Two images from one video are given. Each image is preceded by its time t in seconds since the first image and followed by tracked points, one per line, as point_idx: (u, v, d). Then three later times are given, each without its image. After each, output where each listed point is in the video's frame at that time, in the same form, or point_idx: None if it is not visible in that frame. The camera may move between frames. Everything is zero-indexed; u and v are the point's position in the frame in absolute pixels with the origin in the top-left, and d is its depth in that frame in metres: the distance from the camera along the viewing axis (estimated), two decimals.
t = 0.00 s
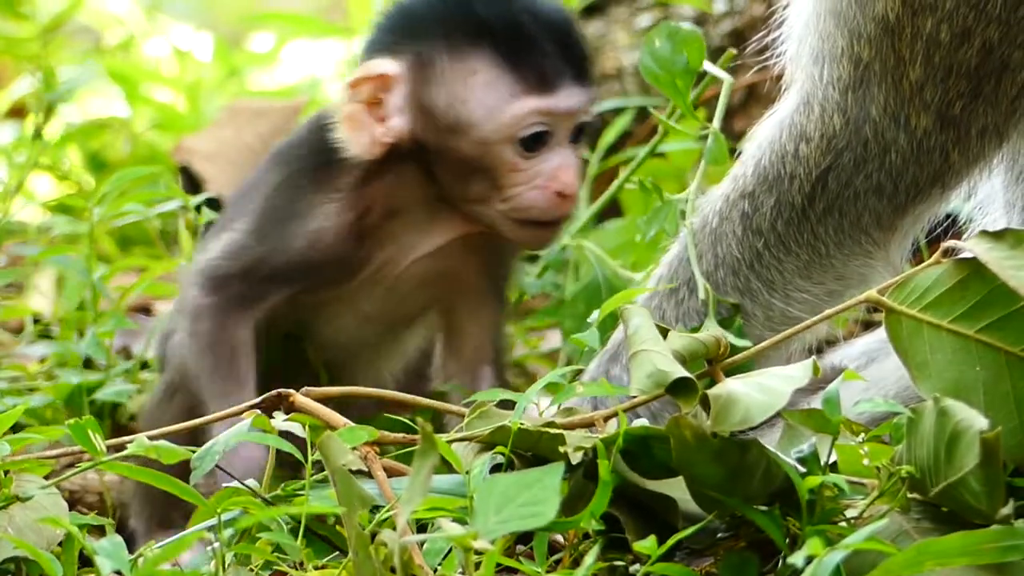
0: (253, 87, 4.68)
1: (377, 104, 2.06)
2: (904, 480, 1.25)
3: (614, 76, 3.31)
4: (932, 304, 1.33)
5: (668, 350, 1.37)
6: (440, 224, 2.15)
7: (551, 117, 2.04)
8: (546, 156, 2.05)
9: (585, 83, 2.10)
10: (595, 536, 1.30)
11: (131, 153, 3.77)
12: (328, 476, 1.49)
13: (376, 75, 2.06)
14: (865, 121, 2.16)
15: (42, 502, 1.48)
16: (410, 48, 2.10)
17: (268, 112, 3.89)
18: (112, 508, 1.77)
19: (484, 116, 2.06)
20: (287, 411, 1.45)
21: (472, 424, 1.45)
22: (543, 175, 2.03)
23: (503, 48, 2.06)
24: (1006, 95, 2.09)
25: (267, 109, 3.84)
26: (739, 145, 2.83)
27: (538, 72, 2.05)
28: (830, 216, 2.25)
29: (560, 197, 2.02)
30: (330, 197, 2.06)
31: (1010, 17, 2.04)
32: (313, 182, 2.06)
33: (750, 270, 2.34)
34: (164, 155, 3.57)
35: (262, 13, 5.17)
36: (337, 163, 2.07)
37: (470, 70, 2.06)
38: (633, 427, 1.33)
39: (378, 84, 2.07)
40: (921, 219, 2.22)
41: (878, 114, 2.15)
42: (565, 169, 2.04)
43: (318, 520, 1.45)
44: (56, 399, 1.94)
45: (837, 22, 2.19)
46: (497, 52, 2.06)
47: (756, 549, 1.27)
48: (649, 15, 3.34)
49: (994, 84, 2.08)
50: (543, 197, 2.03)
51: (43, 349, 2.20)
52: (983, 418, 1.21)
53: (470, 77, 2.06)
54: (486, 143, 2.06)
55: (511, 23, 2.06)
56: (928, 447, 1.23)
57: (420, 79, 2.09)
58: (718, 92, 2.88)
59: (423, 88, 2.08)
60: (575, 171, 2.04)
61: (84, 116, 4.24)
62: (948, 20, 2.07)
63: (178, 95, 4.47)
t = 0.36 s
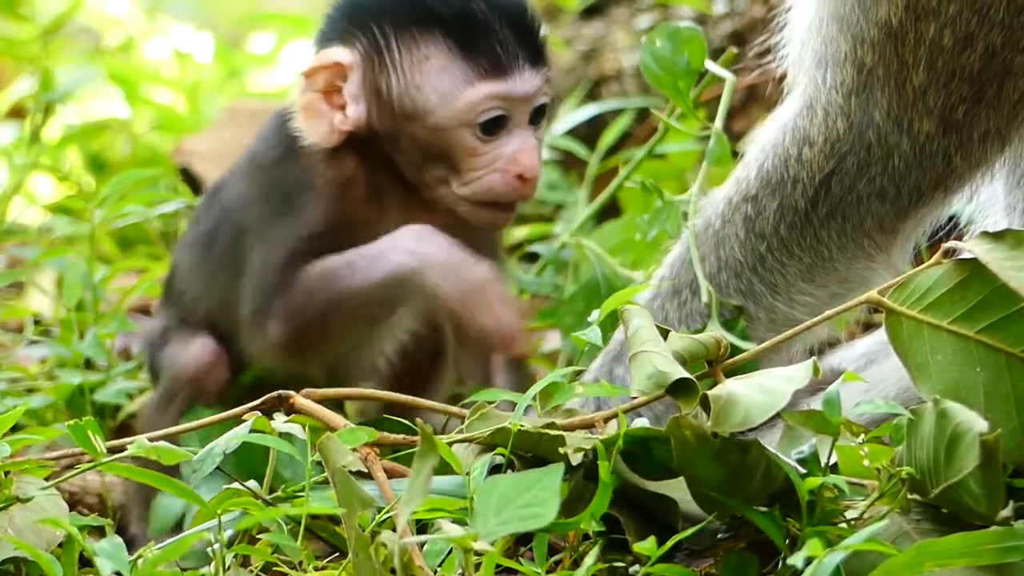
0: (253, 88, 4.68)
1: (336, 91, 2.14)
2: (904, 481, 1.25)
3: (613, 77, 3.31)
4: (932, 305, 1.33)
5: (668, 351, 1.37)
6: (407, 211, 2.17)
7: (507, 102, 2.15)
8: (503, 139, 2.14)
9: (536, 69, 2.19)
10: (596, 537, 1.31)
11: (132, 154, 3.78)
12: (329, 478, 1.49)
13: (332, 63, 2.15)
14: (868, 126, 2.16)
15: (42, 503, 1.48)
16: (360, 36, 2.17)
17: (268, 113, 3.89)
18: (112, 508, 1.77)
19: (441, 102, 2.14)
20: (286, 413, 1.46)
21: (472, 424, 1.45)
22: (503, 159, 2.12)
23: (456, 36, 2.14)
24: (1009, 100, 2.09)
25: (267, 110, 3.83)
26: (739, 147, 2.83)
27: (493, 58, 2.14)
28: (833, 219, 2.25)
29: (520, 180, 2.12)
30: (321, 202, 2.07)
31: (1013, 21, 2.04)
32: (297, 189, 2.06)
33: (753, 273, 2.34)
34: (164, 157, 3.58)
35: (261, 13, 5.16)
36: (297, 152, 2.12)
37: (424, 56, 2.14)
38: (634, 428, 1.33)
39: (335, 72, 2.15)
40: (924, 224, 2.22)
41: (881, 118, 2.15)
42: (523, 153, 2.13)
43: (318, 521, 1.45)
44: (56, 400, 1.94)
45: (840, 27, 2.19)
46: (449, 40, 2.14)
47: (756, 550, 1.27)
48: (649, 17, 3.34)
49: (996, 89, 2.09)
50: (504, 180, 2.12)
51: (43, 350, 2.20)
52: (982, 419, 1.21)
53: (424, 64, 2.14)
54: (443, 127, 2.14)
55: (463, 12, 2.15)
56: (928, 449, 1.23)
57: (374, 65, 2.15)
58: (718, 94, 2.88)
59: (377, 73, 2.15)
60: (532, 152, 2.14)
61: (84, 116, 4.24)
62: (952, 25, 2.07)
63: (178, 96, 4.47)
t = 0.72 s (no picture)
0: (253, 89, 4.68)
1: (396, 74, 1.87)
2: (906, 484, 1.25)
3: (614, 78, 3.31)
4: (931, 308, 1.32)
5: (664, 353, 1.37)
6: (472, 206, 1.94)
7: (570, 97, 1.85)
8: (564, 136, 1.86)
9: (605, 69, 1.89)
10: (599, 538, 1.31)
11: (132, 154, 3.77)
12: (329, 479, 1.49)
13: (394, 44, 1.87)
14: (871, 130, 2.17)
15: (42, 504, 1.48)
16: (426, 14, 1.90)
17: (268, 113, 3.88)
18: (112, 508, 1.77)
19: (502, 91, 1.85)
20: (286, 413, 1.45)
21: (474, 429, 1.44)
22: (561, 154, 1.85)
23: (523, 21, 1.84)
24: (1011, 105, 2.08)
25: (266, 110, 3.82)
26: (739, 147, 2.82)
27: (560, 49, 1.84)
28: (836, 223, 2.27)
29: (577, 177, 1.85)
30: (408, 205, 1.80)
31: (1015, 27, 2.03)
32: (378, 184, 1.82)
33: (756, 276, 2.37)
34: (165, 157, 3.57)
35: (261, 14, 5.15)
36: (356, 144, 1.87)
37: (488, 40, 1.85)
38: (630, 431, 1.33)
39: (396, 54, 1.87)
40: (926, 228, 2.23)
41: (884, 122, 2.16)
42: (582, 149, 1.85)
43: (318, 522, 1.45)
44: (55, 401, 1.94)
45: (843, 31, 2.18)
46: (518, 26, 1.84)
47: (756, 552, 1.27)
48: (649, 17, 3.34)
49: (999, 93, 2.08)
50: (560, 176, 1.85)
51: (43, 351, 2.19)
52: (983, 419, 1.21)
53: (486, 49, 1.85)
54: (505, 118, 1.86)
55: None
56: (929, 451, 1.23)
57: (438, 49, 1.88)
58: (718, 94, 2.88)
59: (438, 57, 1.87)
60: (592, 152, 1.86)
61: (84, 117, 4.24)
62: (954, 30, 2.06)
63: (178, 96, 4.47)
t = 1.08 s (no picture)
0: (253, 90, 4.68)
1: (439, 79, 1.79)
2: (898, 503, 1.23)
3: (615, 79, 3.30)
4: (924, 326, 1.34)
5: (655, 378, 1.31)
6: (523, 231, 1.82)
7: (581, 129, 1.66)
8: (576, 163, 1.67)
9: (629, 101, 1.69)
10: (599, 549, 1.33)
11: (132, 156, 3.77)
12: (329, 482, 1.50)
13: (436, 49, 1.79)
14: (873, 133, 2.18)
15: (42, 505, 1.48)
16: (466, 22, 1.77)
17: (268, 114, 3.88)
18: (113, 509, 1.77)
19: (514, 116, 1.70)
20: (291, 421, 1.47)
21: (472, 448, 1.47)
22: (576, 179, 1.67)
23: (541, 43, 1.67)
24: (1011, 108, 2.11)
25: (267, 111, 3.81)
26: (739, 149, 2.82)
27: (571, 80, 1.66)
28: (837, 226, 2.27)
29: (592, 205, 1.66)
30: (472, 216, 1.73)
31: (1016, 30, 2.06)
32: (444, 192, 1.74)
33: (756, 279, 2.36)
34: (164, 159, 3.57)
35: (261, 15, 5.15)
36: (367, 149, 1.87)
37: (508, 59, 1.70)
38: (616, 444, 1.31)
39: (440, 58, 1.79)
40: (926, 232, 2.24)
41: (885, 125, 2.17)
42: (597, 177, 1.66)
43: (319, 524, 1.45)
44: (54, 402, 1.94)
45: (843, 34, 2.20)
46: (540, 49, 1.67)
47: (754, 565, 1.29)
48: (649, 18, 3.34)
49: (1000, 97, 2.10)
50: (573, 203, 1.66)
51: (43, 351, 2.20)
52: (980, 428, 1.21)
53: (505, 69, 1.70)
54: (518, 143, 1.70)
55: (557, 19, 1.67)
56: (924, 469, 1.23)
57: (469, 61, 1.75)
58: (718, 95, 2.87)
59: (467, 70, 1.75)
60: (615, 178, 1.67)
61: (84, 118, 4.23)
62: (956, 34, 2.09)
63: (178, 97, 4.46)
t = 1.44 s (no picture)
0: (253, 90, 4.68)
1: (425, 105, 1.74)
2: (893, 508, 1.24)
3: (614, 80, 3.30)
4: (913, 332, 1.34)
5: (649, 389, 1.31)
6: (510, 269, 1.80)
7: (565, 151, 1.60)
8: (563, 184, 1.61)
9: (613, 119, 1.61)
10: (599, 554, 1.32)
11: (132, 156, 3.77)
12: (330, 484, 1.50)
13: (420, 77, 1.74)
14: (874, 135, 2.19)
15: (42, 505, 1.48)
16: (444, 48, 1.71)
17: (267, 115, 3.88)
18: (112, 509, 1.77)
19: (496, 139, 1.64)
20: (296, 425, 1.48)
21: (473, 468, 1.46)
22: (563, 201, 1.61)
23: (518, 63, 1.61)
24: (1011, 111, 2.12)
25: (266, 111, 3.81)
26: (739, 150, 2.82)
27: (550, 100, 1.59)
28: (838, 229, 2.29)
29: (580, 226, 1.60)
30: (460, 249, 1.67)
31: (1016, 32, 2.06)
32: (436, 226, 1.68)
33: (756, 281, 2.39)
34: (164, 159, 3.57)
35: (261, 16, 5.15)
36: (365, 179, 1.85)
37: (487, 81, 1.64)
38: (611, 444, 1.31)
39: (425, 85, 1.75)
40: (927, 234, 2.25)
41: (886, 127, 2.18)
42: (585, 198, 1.60)
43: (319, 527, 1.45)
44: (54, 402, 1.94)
45: (844, 38, 2.20)
46: (518, 70, 1.61)
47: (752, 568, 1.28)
48: (649, 19, 3.34)
49: (1000, 99, 2.11)
50: (562, 226, 1.61)
51: (43, 352, 2.20)
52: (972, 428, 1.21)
53: (486, 92, 1.64)
54: (503, 167, 1.64)
55: (533, 39, 1.61)
56: (916, 469, 1.24)
57: (451, 87, 1.70)
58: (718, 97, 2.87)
59: (449, 95, 1.70)
60: (603, 198, 1.61)
61: (84, 119, 4.24)
62: (956, 36, 2.10)
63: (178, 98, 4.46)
